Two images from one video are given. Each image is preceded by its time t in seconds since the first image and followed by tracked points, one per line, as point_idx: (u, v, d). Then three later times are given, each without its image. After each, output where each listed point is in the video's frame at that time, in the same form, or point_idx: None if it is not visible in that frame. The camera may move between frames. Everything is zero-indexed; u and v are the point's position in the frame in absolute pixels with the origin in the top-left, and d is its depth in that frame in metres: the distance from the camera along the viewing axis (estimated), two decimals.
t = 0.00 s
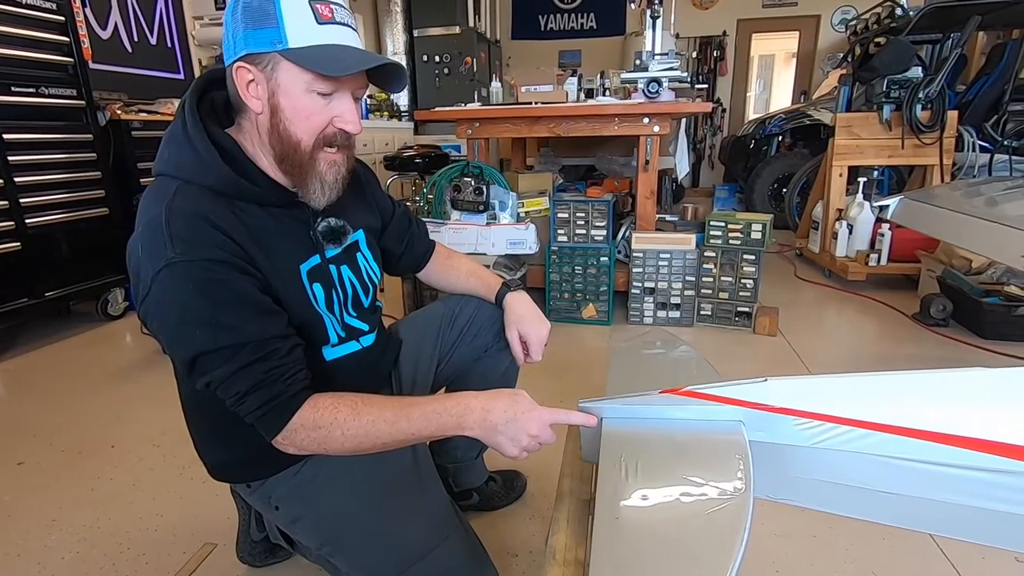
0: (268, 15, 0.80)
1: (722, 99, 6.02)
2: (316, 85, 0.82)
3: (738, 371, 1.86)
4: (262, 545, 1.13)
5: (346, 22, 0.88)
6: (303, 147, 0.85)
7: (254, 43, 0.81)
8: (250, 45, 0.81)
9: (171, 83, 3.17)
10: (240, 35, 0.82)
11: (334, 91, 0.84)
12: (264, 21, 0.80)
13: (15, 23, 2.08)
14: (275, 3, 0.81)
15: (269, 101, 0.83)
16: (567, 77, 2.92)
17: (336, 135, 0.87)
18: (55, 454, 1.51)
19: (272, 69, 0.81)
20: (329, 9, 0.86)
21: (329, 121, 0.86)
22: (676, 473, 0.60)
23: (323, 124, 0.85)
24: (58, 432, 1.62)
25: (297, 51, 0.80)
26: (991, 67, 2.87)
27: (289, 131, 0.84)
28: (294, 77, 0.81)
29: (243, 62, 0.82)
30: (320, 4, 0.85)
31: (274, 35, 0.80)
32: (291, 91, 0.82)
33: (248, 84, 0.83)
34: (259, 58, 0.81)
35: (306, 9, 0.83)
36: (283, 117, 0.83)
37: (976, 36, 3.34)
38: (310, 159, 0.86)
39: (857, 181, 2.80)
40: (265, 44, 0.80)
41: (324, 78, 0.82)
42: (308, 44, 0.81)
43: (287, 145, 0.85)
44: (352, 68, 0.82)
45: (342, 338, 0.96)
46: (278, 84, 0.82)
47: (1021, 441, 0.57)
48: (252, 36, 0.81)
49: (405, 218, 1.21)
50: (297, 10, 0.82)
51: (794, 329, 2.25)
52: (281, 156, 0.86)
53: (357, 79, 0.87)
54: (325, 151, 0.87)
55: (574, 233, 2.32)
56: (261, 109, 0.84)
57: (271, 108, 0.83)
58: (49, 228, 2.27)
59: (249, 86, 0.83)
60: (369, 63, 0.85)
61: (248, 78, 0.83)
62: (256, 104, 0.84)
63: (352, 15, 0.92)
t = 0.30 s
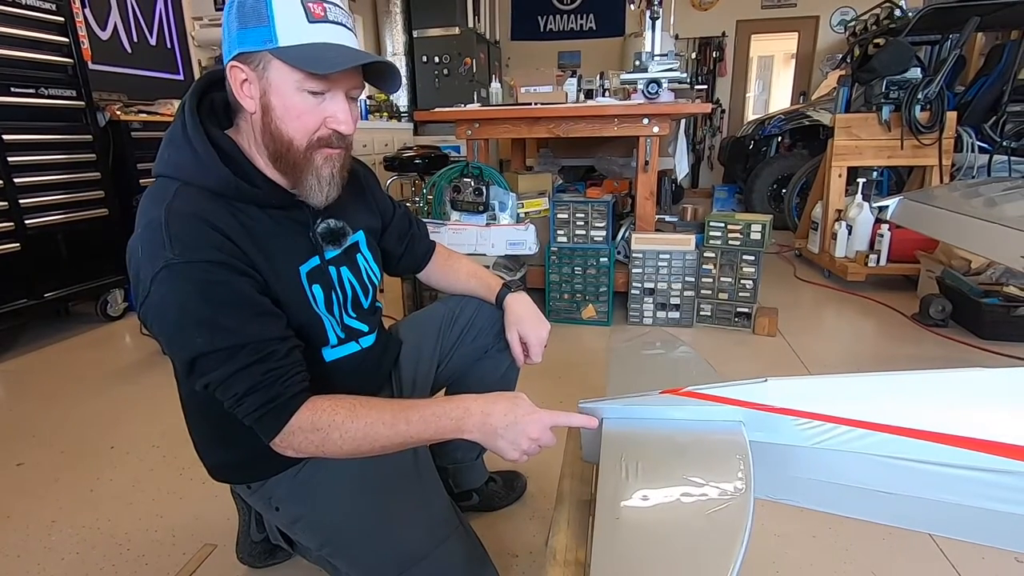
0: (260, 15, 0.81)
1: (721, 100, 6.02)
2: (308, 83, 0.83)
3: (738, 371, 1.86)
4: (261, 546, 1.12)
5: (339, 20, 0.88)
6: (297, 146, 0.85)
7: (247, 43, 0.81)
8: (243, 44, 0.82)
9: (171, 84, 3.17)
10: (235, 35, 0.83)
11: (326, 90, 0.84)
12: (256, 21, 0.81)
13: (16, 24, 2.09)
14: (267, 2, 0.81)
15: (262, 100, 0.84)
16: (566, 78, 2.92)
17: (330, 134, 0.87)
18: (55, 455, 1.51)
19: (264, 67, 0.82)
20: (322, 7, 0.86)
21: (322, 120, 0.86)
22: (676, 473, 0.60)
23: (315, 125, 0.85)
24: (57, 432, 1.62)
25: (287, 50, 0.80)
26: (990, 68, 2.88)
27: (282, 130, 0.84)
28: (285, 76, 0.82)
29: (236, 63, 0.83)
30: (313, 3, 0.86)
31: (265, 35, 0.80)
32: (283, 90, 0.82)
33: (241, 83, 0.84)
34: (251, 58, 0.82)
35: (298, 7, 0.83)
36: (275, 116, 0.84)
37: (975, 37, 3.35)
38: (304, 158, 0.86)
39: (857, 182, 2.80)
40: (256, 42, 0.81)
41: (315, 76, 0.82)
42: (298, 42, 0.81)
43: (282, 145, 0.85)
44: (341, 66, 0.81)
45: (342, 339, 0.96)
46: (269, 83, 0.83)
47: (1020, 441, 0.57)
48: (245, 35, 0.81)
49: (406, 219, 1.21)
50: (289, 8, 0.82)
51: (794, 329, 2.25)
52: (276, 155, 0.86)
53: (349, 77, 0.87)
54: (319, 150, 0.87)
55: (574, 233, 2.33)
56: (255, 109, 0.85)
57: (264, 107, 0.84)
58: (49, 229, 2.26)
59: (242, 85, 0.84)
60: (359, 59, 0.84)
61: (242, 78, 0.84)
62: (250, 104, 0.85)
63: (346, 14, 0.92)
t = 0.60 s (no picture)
0: (258, 14, 0.81)
1: (721, 100, 6.02)
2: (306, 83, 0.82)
3: (738, 371, 1.86)
4: (261, 546, 1.12)
5: (337, 20, 0.88)
6: (294, 146, 0.85)
7: (245, 42, 0.82)
8: (241, 43, 0.82)
9: (171, 84, 3.17)
10: (233, 35, 0.83)
11: (324, 90, 0.84)
12: (254, 20, 0.81)
13: (16, 23, 2.09)
14: (265, 2, 0.81)
15: (260, 99, 0.84)
16: (566, 78, 2.92)
17: (328, 134, 0.87)
18: (55, 455, 1.51)
19: (261, 67, 0.82)
20: (320, 7, 0.86)
21: (319, 120, 0.86)
22: (677, 473, 0.60)
23: (312, 124, 0.85)
24: (57, 432, 1.61)
25: (284, 49, 0.80)
26: (990, 68, 2.89)
27: (279, 130, 0.84)
28: (282, 76, 0.82)
29: (235, 62, 0.84)
30: (311, 2, 0.86)
31: (262, 34, 0.80)
32: (279, 89, 0.83)
33: (240, 83, 0.85)
34: (249, 58, 0.83)
35: (296, 7, 0.83)
36: (272, 116, 0.84)
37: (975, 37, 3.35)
38: (301, 157, 0.86)
39: (857, 182, 2.81)
40: (253, 42, 0.81)
41: (312, 76, 0.82)
42: (295, 42, 0.81)
43: (279, 144, 0.85)
44: (337, 66, 0.81)
45: (342, 339, 0.96)
46: (267, 82, 0.83)
47: (1021, 441, 0.57)
48: (244, 35, 0.82)
49: (407, 219, 1.21)
50: (287, 8, 0.82)
51: (794, 329, 2.25)
52: (274, 155, 0.86)
53: (347, 78, 0.86)
54: (315, 150, 0.86)
55: (574, 233, 2.33)
56: (253, 109, 0.85)
57: (261, 107, 0.84)
58: (49, 228, 2.26)
59: (241, 85, 0.85)
60: (356, 59, 0.84)
61: (240, 77, 0.84)
62: (248, 103, 0.85)
63: (345, 13, 0.92)
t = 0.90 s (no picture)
0: (258, 13, 0.81)
1: (721, 100, 6.02)
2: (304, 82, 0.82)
3: (738, 371, 1.86)
4: (261, 545, 1.12)
5: (338, 18, 0.88)
6: (294, 145, 0.85)
7: (245, 42, 0.82)
8: (241, 43, 0.82)
9: (171, 83, 3.17)
10: (234, 35, 0.83)
11: (324, 90, 0.84)
12: (254, 19, 0.81)
13: (17, 22, 2.09)
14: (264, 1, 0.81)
15: (260, 99, 0.84)
16: (566, 78, 2.91)
17: (328, 133, 0.87)
18: (55, 454, 1.51)
19: (261, 67, 0.82)
20: (320, 6, 0.86)
21: (319, 119, 0.85)
22: (678, 473, 0.60)
23: (313, 124, 0.85)
24: (57, 431, 1.61)
25: (283, 48, 0.80)
26: (990, 68, 2.89)
27: (280, 130, 0.84)
28: (282, 75, 0.82)
29: (235, 62, 0.84)
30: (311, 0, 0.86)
31: (261, 33, 0.81)
32: (279, 89, 0.82)
33: (241, 83, 0.85)
34: (250, 57, 0.83)
35: (295, 5, 0.83)
36: (273, 116, 0.84)
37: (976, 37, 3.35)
38: (301, 157, 0.86)
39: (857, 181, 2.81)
40: (253, 42, 0.81)
41: (311, 75, 0.82)
42: (294, 41, 0.81)
43: (279, 143, 0.85)
44: (336, 64, 0.81)
45: (343, 339, 0.97)
46: (267, 82, 0.83)
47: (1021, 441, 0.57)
48: (243, 35, 0.82)
49: (408, 218, 1.21)
50: (287, 7, 0.82)
51: (793, 329, 2.25)
52: (274, 154, 0.86)
53: (347, 76, 0.86)
54: (315, 149, 0.86)
55: (574, 233, 2.33)
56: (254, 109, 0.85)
57: (262, 106, 0.84)
58: (48, 227, 2.26)
59: (241, 85, 0.85)
60: (355, 57, 0.84)
61: (240, 77, 0.84)
62: (249, 103, 0.86)
63: (346, 12, 0.92)
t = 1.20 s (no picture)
0: (257, 12, 0.81)
1: (722, 99, 6.02)
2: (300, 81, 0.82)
3: (738, 370, 1.86)
4: (261, 544, 1.12)
5: (338, 16, 0.88)
6: (294, 144, 0.85)
7: (245, 41, 0.82)
8: (241, 41, 0.83)
9: (171, 81, 3.17)
10: (234, 35, 0.84)
11: (323, 88, 0.84)
12: (253, 18, 0.81)
13: (16, 20, 2.08)
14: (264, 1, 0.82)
15: (260, 98, 0.84)
16: (567, 77, 2.91)
17: (328, 132, 0.87)
18: (55, 452, 1.51)
19: (260, 66, 0.82)
20: (320, 3, 0.87)
21: (319, 119, 0.85)
22: (679, 473, 0.60)
23: (312, 123, 0.85)
24: (56, 430, 1.61)
25: (282, 46, 0.81)
26: (991, 67, 2.88)
27: (280, 128, 0.84)
28: (281, 74, 0.82)
29: (235, 61, 0.84)
30: None
31: (260, 32, 0.81)
32: (279, 88, 0.82)
33: (240, 82, 0.85)
34: (250, 56, 0.83)
35: (294, 4, 0.83)
36: (272, 114, 0.84)
37: (977, 36, 3.36)
38: (301, 155, 0.86)
39: (858, 181, 2.81)
40: (252, 40, 0.81)
41: (310, 74, 0.82)
42: (293, 39, 0.81)
43: (279, 142, 0.85)
44: (335, 62, 0.81)
45: (344, 337, 0.97)
46: (267, 80, 0.83)
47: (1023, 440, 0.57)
48: (242, 34, 0.83)
49: (408, 217, 1.21)
50: (286, 6, 0.82)
51: (794, 328, 2.25)
52: (274, 153, 0.86)
53: (347, 75, 0.86)
54: (315, 148, 0.86)
55: (574, 232, 2.32)
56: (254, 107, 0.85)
57: (262, 105, 0.84)
58: (48, 226, 2.26)
59: (242, 83, 0.85)
60: (354, 56, 0.84)
61: (240, 76, 0.85)
62: (249, 102, 0.86)
63: (347, 10, 0.93)
